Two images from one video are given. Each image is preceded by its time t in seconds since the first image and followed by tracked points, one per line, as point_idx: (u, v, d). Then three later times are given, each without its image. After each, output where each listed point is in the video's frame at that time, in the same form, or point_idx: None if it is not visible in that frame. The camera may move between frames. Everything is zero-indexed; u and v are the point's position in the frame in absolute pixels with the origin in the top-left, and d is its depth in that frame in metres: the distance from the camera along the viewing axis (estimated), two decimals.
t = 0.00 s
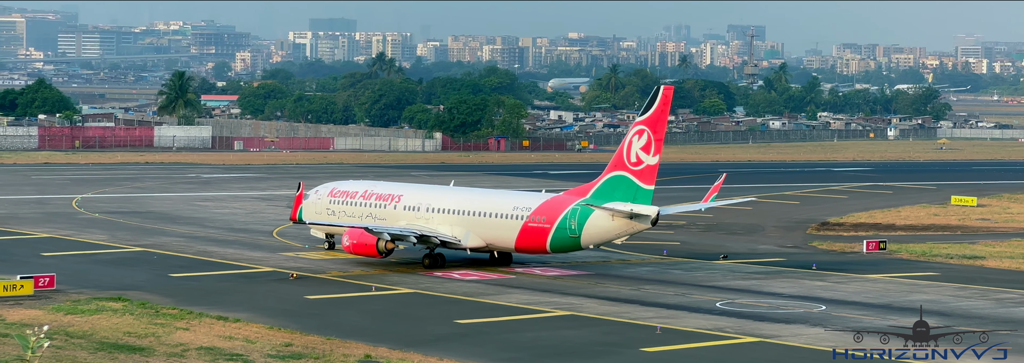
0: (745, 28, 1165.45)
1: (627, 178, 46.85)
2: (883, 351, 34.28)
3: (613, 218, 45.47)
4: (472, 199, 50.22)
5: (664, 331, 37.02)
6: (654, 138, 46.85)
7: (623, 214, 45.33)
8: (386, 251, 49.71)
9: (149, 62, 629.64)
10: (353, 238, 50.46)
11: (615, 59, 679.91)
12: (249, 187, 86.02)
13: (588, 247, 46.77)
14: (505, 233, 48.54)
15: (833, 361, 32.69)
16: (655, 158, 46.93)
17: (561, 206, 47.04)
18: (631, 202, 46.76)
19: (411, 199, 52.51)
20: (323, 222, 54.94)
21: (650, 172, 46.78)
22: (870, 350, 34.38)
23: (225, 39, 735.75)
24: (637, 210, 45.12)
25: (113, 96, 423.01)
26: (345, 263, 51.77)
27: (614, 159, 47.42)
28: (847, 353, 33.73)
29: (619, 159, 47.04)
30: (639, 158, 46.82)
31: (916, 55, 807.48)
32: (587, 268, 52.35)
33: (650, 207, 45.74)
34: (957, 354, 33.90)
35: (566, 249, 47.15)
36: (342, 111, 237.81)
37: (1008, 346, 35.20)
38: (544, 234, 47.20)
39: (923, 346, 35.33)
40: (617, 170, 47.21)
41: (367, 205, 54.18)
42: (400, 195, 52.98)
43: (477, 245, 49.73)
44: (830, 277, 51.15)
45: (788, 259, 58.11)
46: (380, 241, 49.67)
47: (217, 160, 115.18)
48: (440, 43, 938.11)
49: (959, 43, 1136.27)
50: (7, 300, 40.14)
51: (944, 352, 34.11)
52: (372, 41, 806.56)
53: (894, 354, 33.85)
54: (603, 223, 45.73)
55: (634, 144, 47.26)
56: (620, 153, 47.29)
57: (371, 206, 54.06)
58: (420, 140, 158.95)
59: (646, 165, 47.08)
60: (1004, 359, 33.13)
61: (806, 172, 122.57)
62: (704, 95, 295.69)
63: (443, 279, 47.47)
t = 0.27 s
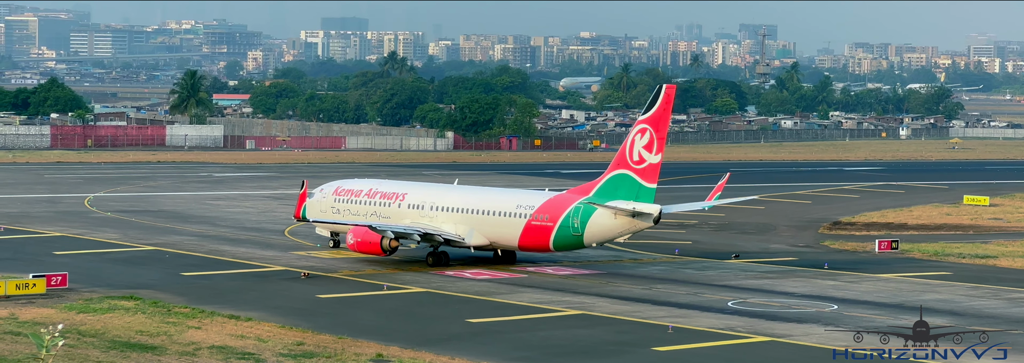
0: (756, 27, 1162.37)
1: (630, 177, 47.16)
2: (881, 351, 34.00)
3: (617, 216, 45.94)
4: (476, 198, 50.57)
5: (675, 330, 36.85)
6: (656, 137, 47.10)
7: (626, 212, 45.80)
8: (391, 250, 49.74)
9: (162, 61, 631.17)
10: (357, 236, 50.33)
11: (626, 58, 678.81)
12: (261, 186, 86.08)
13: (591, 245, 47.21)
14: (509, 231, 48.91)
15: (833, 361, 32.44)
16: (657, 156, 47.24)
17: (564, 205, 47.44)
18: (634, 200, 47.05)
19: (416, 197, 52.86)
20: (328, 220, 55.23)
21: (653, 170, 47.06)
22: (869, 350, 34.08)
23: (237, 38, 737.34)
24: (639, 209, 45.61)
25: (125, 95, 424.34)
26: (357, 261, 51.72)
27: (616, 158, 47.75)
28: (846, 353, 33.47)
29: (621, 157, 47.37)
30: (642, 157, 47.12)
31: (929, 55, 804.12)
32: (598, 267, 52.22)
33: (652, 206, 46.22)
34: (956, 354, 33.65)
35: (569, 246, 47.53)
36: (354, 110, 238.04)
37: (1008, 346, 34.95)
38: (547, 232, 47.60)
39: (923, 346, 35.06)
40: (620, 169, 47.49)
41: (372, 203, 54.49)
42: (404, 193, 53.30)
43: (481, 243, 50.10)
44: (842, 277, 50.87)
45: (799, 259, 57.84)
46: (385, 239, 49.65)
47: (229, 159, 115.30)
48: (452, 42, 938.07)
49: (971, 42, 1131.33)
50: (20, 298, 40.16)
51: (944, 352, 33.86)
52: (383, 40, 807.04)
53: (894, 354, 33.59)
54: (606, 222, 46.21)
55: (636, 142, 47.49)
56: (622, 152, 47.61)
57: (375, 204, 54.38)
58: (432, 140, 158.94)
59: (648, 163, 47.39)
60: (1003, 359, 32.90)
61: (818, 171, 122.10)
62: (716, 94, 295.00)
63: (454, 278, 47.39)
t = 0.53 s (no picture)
0: (768, 28, 1160.35)
1: (632, 176, 47.52)
2: (882, 351, 33.84)
3: (618, 215, 46.28)
4: (478, 197, 50.84)
5: (687, 330, 36.63)
6: (659, 136, 47.42)
7: (628, 211, 46.11)
8: (394, 248, 50.67)
9: (173, 61, 632.64)
10: (361, 236, 51.37)
11: (638, 59, 678.02)
12: (272, 186, 86.11)
13: (593, 244, 47.48)
14: (512, 231, 49.17)
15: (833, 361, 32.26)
16: (659, 156, 47.54)
17: (567, 204, 47.70)
18: (636, 199, 47.42)
19: (419, 197, 53.15)
20: (332, 220, 55.54)
21: (655, 170, 47.43)
22: (870, 350, 33.90)
23: (249, 38, 738.80)
24: (641, 208, 45.89)
25: (137, 96, 425.26)
26: (368, 261, 51.58)
27: (618, 158, 48.12)
28: (847, 353, 33.26)
29: (623, 157, 47.71)
30: (644, 157, 47.45)
31: (941, 55, 801.13)
32: (609, 267, 52.00)
33: (654, 205, 46.55)
34: (957, 353, 33.51)
35: (571, 245, 47.83)
36: (366, 110, 238.32)
37: (1008, 346, 34.85)
38: (550, 231, 47.90)
39: (923, 346, 34.90)
40: (622, 168, 47.88)
41: (376, 203, 54.77)
42: (408, 193, 53.58)
43: (484, 243, 50.38)
44: (853, 278, 50.58)
45: (811, 259, 57.53)
46: (388, 238, 50.61)
47: (241, 159, 115.46)
48: (463, 43, 938.16)
49: (984, 42, 1126.21)
50: (32, 298, 40.15)
51: (945, 352, 33.69)
52: (395, 40, 807.59)
53: (894, 354, 33.40)
54: (608, 220, 46.49)
55: (638, 142, 47.80)
56: (624, 151, 47.94)
57: (379, 203, 54.64)
58: (443, 139, 159.02)
59: (650, 163, 47.71)
60: (1004, 359, 32.77)
61: (830, 171, 121.67)
62: (727, 94, 294.41)
63: (466, 278, 47.25)
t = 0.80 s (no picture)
0: (779, 29, 1157.75)
1: (633, 177, 47.59)
2: (882, 351, 33.77)
3: (619, 216, 46.31)
4: (480, 198, 51.10)
5: (697, 332, 36.43)
6: (660, 137, 47.45)
7: (629, 212, 46.13)
8: (397, 249, 50.89)
9: (184, 62, 634.02)
10: (364, 236, 51.52)
11: (648, 60, 677.08)
12: (282, 187, 86.10)
13: (595, 244, 47.57)
14: (514, 231, 49.35)
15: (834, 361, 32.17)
16: (661, 157, 47.55)
17: (568, 204, 47.79)
18: (637, 200, 47.54)
19: (422, 197, 53.45)
20: (337, 220, 56.04)
21: (656, 171, 47.47)
22: (870, 350, 33.83)
23: (260, 40, 740.18)
24: (643, 208, 45.91)
25: (148, 97, 426.18)
26: (379, 263, 51.43)
27: (620, 159, 48.14)
28: (847, 353, 33.18)
29: (625, 158, 47.73)
30: (645, 157, 47.48)
31: (952, 56, 798.30)
32: (619, 268, 51.77)
33: (655, 206, 46.60)
34: (956, 353, 33.48)
35: (573, 246, 47.95)
36: (376, 111, 238.50)
37: (1008, 345, 34.79)
38: (552, 231, 47.99)
39: (923, 346, 34.85)
40: (623, 169, 47.93)
41: (379, 203, 55.20)
42: (411, 193, 53.90)
43: (486, 243, 50.58)
44: (864, 279, 50.31)
45: (822, 261, 57.25)
46: (392, 238, 50.79)
47: (251, 161, 115.49)
48: (474, 44, 938.10)
49: (995, 43, 1121.73)
50: (43, 299, 40.17)
51: (945, 352, 33.63)
52: (405, 42, 808.40)
53: (894, 354, 33.32)
54: (609, 221, 46.53)
55: (639, 143, 47.81)
56: (626, 152, 47.97)
57: (382, 204, 55.04)
58: (453, 141, 158.98)
59: (651, 164, 47.74)
60: (1004, 359, 32.72)
61: (841, 173, 121.18)
62: (738, 96, 293.95)
63: (477, 280, 47.12)
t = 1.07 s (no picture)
0: (787, 32, 1156.23)
1: (633, 179, 47.57)
2: (882, 351, 34.01)
3: (618, 217, 46.54)
4: (483, 199, 51.30)
5: (706, 334, 36.27)
6: (659, 139, 47.41)
7: (628, 214, 46.33)
8: (397, 250, 51.30)
9: (193, 64, 635.05)
10: (366, 237, 52.07)
11: (657, 63, 676.39)
12: (291, 190, 86.08)
13: (595, 245, 47.93)
14: (515, 233, 49.63)
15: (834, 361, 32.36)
16: (660, 158, 47.55)
17: (568, 206, 48.18)
18: (636, 202, 47.53)
19: (423, 198, 53.54)
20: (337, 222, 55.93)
21: (655, 172, 47.47)
22: (870, 350, 34.09)
23: (269, 42, 740.97)
24: (642, 210, 46.10)
25: (157, 99, 426.84)
26: (387, 265, 51.31)
27: (620, 160, 48.14)
28: (847, 353, 33.41)
29: (624, 159, 47.69)
30: (644, 159, 47.45)
31: (961, 58, 795.97)
32: (628, 271, 51.59)
33: (655, 207, 46.76)
34: (956, 354, 33.66)
35: (574, 247, 48.35)
36: (385, 114, 238.56)
37: (1008, 346, 34.96)
38: (552, 233, 48.40)
39: (922, 346, 35.06)
40: (623, 170, 47.91)
41: (380, 205, 55.22)
42: (412, 195, 53.97)
43: (487, 244, 50.82)
44: (873, 281, 50.08)
45: (831, 263, 57.01)
46: (392, 240, 51.24)
47: (260, 163, 115.46)
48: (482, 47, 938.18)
49: (1004, 46, 1118.09)
50: (52, 301, 40.14)
51: (945, 352, 33.85)
52: (414, 44, 809.13)
53: (893, 354, 33.58)
54: (608, 223, 46.82)
55: (639, 144, 47.79)
56: (626, 153, 47.91)
57: (383, 205, 55.07)
58: (462, 143, 158.89)
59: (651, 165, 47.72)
60: (1003, 359, 32.90)
61: (850, 175, 120.75)
62: (747, 98, 293.56)
63: (486, 282, 46.99)
